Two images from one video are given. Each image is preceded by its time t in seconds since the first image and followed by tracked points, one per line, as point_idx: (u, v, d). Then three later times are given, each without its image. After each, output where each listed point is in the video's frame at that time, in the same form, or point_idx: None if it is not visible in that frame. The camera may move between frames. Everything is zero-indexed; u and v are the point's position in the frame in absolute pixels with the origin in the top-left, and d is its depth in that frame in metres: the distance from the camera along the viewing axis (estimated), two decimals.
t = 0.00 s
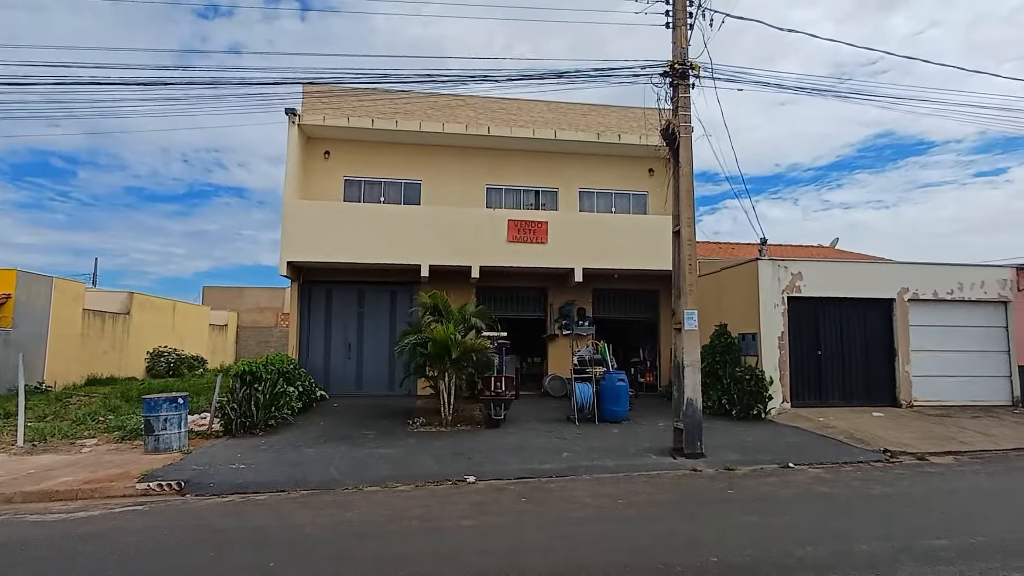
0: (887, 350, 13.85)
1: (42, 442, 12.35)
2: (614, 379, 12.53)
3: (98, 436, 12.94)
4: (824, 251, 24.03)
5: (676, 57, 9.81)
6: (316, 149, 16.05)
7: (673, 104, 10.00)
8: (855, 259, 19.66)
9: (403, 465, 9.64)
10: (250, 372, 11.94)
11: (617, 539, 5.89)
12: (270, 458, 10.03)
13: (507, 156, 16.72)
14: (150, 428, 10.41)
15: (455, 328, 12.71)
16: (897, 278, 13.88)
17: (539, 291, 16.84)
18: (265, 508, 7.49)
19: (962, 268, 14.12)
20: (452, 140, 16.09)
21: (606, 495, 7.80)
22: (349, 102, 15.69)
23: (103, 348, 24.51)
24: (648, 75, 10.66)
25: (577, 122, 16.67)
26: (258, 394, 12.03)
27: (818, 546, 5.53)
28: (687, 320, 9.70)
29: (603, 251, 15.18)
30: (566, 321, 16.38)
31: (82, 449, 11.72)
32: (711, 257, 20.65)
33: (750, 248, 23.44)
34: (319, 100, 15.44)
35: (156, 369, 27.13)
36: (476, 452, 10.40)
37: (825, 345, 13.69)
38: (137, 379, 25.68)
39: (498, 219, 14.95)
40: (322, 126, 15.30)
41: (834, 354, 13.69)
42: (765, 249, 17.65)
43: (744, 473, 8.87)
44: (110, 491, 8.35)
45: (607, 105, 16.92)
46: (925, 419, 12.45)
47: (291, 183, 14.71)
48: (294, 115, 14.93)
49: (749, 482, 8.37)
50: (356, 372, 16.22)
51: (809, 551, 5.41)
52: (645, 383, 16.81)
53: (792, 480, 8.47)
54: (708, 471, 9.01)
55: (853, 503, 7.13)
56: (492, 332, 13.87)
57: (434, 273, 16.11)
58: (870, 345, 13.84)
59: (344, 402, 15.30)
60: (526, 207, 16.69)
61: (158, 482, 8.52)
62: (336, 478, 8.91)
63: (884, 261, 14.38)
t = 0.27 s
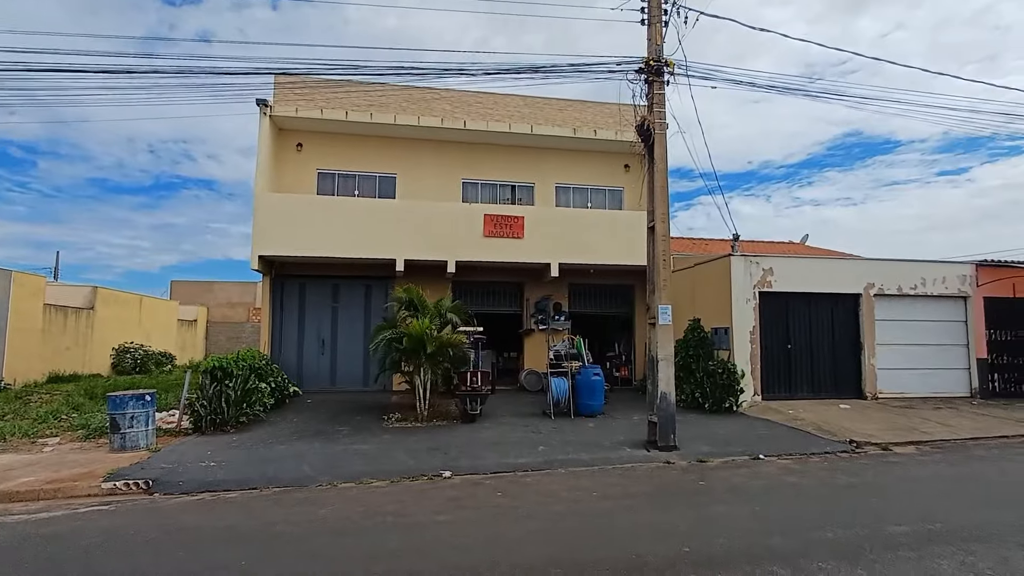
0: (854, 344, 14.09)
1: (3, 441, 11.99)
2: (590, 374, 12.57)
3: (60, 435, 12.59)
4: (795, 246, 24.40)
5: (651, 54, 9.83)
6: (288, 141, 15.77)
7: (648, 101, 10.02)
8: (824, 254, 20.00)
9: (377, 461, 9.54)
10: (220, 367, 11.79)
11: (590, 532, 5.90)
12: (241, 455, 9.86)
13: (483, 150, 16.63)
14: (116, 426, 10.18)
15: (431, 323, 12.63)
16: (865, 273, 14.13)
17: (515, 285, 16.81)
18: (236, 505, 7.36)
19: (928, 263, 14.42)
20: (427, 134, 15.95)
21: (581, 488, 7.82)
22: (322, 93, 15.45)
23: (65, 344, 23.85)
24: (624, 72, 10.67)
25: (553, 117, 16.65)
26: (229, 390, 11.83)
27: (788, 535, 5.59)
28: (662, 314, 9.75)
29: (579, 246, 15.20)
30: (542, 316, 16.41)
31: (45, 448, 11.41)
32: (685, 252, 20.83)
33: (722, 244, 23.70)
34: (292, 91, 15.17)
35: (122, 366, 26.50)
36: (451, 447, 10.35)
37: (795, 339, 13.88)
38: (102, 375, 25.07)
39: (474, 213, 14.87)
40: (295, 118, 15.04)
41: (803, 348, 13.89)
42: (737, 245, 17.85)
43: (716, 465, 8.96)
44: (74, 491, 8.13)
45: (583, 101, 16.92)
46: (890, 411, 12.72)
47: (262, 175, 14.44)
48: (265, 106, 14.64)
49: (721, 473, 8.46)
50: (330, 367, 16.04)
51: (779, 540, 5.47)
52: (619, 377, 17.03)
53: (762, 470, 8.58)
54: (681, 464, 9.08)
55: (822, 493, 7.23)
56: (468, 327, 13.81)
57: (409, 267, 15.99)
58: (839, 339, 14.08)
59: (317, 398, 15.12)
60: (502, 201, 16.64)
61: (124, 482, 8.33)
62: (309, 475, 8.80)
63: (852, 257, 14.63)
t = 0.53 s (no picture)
0: (825, 342, 14.30)
1: None
2: (567, 372, 12.57)
3: (24, 439, 12.26)
4: (769, 246, 24.71)
5: (627, 53, 9.85)
6: (261, 137, 15.52)
7: (624, 100, 10.04)
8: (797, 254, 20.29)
9: (352, 461, 9.45)
10: (191, 368, 11.48)
11: (565, 528, 5.90)
12: (213, 456, 9.69)
13: (461, 148, 16.55)
14: (82, 428, 9.93)
15: (407, 321, 12.53)
16: (837, 272, 14.35)
17: (493, 284, 16.76)
18: (206, 508, 7.23)
19: (897, 262, 14.68)
20: (403, 131, 15.83)
21: (557, 486, 7.82)
22: (296, 88, 15.24)
23: (29, 345, 23.21)
24: (601, 71, 10.69)
25: (531, 116, 16.64)
26: (201, 391, 11.60)
27: (759, 528, 5.65)
28: (638, 312, 9.79)
29: (555, 245, 15.21)
30: (519, 315, 16.36)
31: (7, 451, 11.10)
32: (661, 251, 20.98)
33: (698, 243, 23.91)
34: (265, 86, 14.93)
35: (88, 367, 25.81)
36: (427, 446, 10.29)
37: (768, 336, 14.04)
38: (68, 377, 24.47)
39: (451, 211, 14.80)
40: (269, 114, 14.82)
41: (776, 346, 14.06)
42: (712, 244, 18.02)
43: (691, 461, 9.03)
44: (38, 496, 7.92)
45: (561, 100, 16.94)
46: (859, 406, 12.93)
47: (235, 171, 14.19)
48: (238, 101, 14.40)
49: (695, 469, 8.52)
50: (306, 366, 15.85)
51: (750, 533, 5.53)
52: (597, 375, 17.13)
53: (735, 466, 8.67)
54: (657, 460, 9.13)
55: (793, 487, 7.32)
56: (446, 325, 13.71)
57: (385, 266, 15.86)
58: (811, 337, 14.27)
59: (292, 398, 14.92)
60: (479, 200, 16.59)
61: (91, 485, 8.14)
62: (283, 476, 8.68)
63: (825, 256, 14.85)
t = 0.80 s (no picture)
0: (793, 344, 14.55)
1: None
2: (541, 373, 12.62)
3: None
4: (741, 249, 25.05)
5: (600, 57, 9.92)
6: (231, 133, 15.27)
7: (597, 104, 10.11)
8: (767, 257, 20.64)
9: (321, 464, 9.36)
10: (156, 370, 11.35)
11: (534, 529, 5.92)
12: (177, 461, 9.51)
13: (436, 148, 16.51)
14: (39, 432, 9.66)
15: (380, 322, 12.45)
16: (805, 275, 14.62)
17: (468, 284, 16.73)
18: (169, 514, 7.09)
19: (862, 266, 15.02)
20: (377, 130, 15.72)
21: (528, 487, 7.83)
22: (268, 85, 15.05)
23: None
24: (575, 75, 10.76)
25: (507, 117, 16.67)
26: (165, 393, 11.41)
27: (724, 527, 5.73)
28: (610, 314, 9.86)
29: (530, 246, 15.25)
30: (495, 316, 16.36)
31: None
32: (635, 253, 21.16)
33: (671, 245, 24.14)
34: (235, 83, 14.72)
35: (49, 368, 25.02)
36: (398, 448, 10.24)
37: (737, 337, 14.25)
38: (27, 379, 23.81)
39: (426, 211, 14.75)
40: (239, 110, 14.59)
41: (746, 347, 14.26)
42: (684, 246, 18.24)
43: (660, 461, 9.12)
44: None
45: (537, 102, 17.01)
46: (824, 406, 13.18)
47: (204, 169, 13.96)
48: (207, 97, 14.16)
49: (665, 469, 8.60)
50: (276, 368, 15.66)
51: (716, 532, 5.60)
52: (572, 376, 17.14)
53: (704, 466, 8.77)
54: (627, 460, 9.20)
55: (758, 486, 7.44)
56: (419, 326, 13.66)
57: (358, 266, 15.74)
58: (780, 338, 14.51)
59: (261, 400, 14.72)
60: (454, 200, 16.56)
61: (48, 491, 7.92)
62: (250, 480, 8.56)
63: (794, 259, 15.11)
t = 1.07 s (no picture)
0: (751, 348, 14.85)
1: None
2: (502, 374, 12.58)
3: None
4: (703, 254, 25.48)
5: (568, 60, 9.98)
6: (190, 123, 14.90)
7: (564, 106, 10.17)
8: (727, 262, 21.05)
9: (276, 464, 9.20)
10: (102, 366, 11.00)
11: (489, 530, 5.92)
12: (124, 461, 9.24)
13: (402, 145, 16.39)
14: None
15: (340, 320, 12.31)
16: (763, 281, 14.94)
17: (433, 283, 16.64)
18: (114, 515, 6.89)
19: (818, 273, 15.42)
20: (342, 125, 15.54)
21: (486, 487, 7.83)
22: (230, 75, 14.74)
23: None
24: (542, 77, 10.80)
25: (476, 117, 16.65)
26: (112, 390, 11.08)
27: (676, 527, 5.81)
28: (572, 315, 9.91)
29: (495, 247, 15.27)
30: (460, 315, 16.39)
31: None
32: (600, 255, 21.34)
33: (635, 249, 24.40)
34: (194, 71, 14.38)
35: None
36: (356, 449, 10.14)
37: (697, 341, 14.48)
38: None
39: (391, 209, 14.65)
40: (198, 100, 14.24)
41: (705, 350, 14.50)
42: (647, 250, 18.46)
43: (619, 461, 9.21)
44: None
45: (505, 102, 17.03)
46: (779, 408, 13.49)
47: (159, 159, 13.59)
48: (164, 85, 13.79)
49: (622, 469, 8.69)
50: (232, 366, 15.32)
51: (668, 531, 5.69)
52: (535, 377, 17.28)
53: (660, 466, 8.89)
54: (586, 461, 9.27)
55: (712, 487, 7.57)
56: (381, 325, 13.54)
57: (320, 263, 15.53)
58: (738, 342, 14.80)
59: (216, 398, 14.41)
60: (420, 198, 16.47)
61: None
62: (200, 481, 8.36)
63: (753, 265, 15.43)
